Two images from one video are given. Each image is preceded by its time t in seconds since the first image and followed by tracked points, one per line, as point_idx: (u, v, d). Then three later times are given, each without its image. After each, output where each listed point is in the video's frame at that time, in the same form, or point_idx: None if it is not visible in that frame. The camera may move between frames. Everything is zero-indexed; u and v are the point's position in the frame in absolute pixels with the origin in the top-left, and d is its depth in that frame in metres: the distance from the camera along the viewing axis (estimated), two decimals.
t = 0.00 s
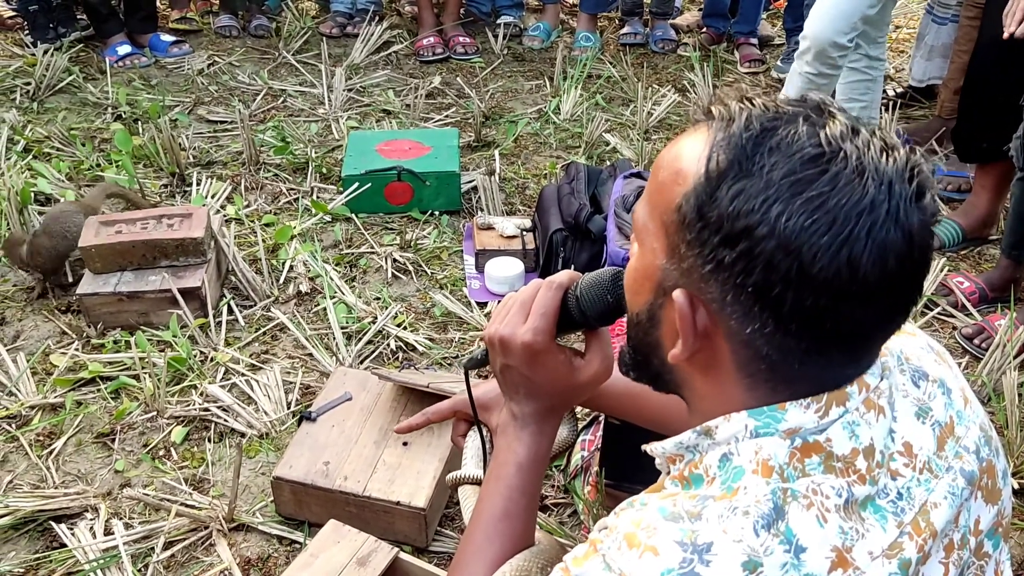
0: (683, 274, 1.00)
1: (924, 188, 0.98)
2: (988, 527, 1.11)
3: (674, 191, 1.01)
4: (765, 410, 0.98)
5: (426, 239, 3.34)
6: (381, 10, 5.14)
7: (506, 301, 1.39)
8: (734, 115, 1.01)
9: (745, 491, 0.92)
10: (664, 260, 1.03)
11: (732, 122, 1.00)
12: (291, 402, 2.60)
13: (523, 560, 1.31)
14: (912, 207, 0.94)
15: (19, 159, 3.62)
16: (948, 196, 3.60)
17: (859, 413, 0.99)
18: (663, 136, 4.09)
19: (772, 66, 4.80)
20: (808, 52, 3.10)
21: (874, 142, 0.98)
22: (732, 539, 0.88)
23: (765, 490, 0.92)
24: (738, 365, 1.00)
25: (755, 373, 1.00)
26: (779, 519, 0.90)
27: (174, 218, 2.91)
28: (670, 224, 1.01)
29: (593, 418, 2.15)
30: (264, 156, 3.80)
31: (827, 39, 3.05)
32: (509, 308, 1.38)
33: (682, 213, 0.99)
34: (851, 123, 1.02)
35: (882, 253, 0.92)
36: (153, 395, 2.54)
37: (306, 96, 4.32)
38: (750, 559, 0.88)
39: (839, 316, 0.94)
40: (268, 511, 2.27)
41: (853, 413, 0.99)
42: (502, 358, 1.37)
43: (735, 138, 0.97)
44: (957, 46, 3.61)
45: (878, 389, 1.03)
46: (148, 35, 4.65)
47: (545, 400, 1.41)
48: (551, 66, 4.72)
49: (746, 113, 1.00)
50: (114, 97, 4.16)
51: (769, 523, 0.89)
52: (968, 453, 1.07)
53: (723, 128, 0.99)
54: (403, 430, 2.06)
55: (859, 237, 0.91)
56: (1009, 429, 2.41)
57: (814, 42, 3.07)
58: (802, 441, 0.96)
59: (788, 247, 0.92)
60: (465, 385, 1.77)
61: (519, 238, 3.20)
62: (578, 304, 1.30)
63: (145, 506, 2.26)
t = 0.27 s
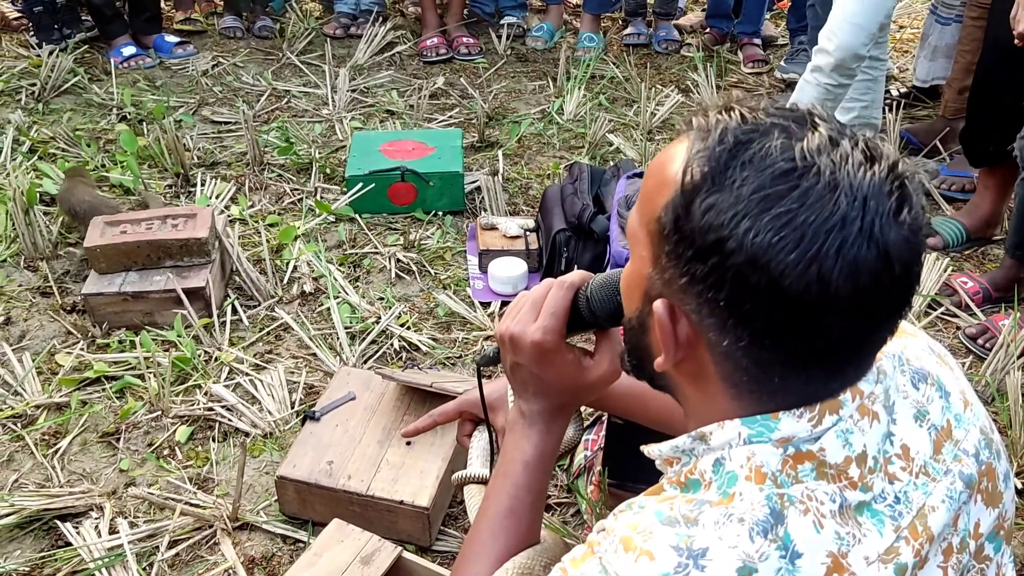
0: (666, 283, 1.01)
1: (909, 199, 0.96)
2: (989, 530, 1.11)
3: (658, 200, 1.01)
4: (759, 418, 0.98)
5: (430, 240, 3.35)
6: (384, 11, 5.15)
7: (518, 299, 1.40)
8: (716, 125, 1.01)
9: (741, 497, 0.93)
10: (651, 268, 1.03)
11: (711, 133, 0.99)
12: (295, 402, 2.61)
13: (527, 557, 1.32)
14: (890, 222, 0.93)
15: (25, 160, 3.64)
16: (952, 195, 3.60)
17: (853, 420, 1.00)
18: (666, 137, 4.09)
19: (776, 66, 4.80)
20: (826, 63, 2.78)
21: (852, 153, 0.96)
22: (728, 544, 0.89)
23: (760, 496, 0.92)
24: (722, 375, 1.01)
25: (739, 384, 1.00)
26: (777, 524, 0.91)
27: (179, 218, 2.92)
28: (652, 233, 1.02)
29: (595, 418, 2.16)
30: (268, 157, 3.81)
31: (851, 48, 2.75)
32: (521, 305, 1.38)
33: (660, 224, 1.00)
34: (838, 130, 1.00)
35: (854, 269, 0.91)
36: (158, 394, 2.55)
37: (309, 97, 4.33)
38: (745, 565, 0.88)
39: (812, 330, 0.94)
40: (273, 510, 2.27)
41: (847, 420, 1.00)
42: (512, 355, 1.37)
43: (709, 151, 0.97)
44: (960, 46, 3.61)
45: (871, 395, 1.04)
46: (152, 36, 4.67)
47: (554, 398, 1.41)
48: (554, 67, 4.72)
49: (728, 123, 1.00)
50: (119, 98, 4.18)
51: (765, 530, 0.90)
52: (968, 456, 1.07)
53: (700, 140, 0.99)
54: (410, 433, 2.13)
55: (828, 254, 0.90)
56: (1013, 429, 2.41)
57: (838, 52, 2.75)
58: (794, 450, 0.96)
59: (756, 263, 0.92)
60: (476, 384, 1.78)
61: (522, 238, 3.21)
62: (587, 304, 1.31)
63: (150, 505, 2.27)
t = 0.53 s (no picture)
0: (648, 296, 1.02)
1: (888, 215, 0.95)
2: (988, 535, 1.11)
3: (641, 213, 1.02)
4: (749, 428, 0.98)
5: (432, 240, 3.36)
6: (387, 12, 5.16)
7: (518, 298, 1.42)
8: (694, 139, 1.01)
9: (735, 505, 0.94)
10: (634, 279, 1.04)
11: (687, 149, 1.00)
12: (298, 401, 2.61)
13: (527, 556, 1.32)
14: (865, 241, 0.92)
15: (29, 160, 3.65)
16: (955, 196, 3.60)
17: (845, 428, 1.01)
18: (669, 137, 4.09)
19: (779, 67, 4.80)
20: (807, 56, 3.18)
21: (827, 170, 0.95)
22: (723, 552, 0.90)
23: (753, 505, 0.93)
24: (705, 390, 1.01)
25: (721, 398, 1.00)
26: (772, 531, 0.92)
27: (182, 218, 2.93)
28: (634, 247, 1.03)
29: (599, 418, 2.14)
30: (271, 158, 3.82)
31: (831, 43, 3.11)
32: (521, 304, 1.39)
33: (639, 239, 1.01)
34: (817, 144, 1.00)
35: (826, 289, 0.91)
36: (161, 394, 2.55)
37: (313, 98, 4.34)
38: (739, 572, 0.89)
39: (785, 350, 0.94)
40: (275, 509, 2.28)
41: (839, 429, 1.00)
42: (512, 354, 1.39)
43: (683, 169, 0.97)
44: (964, 47, 3.61)
45: (864, 402, 1.04)
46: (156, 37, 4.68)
47: (553, 396, 1.42)
48: (557, 67, 4.73)
49: (706, 137, 1.00)
50: (123, 99, 4.19)
51: (760, 537, 0.91)
52: (964, 460, 1.07)
53: (676, 157, 1.00)
54: (415, 434, 2.10)
55: (799, 274, 0.90)
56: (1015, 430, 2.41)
57: (819, 45, 3.14)
58: (785, 459, 0.97)
59: (727, 283, 0.92)
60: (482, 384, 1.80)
61: (525, 239, 3.21)
62: (587, 302, 1.30)
63: (153, 504, 2.27)
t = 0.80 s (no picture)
0: (638, 305, 1.02)
1: (874, 222, 0.93)
2: (987, 537, 1.12)
3: (630, 220, 1.03)
4: (745, 433, 0.99)
5: (435, 240, 3.36)
6: (390, 13, 5.17)
7: (522, 296, 1.43)
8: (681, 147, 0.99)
9: (732, 509, 0.94)
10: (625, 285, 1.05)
11: (671, 156, 0.99)
12: (300, 400, 2.62)
13: (527, 555, 1.32)
14: (848, 249, 0.91)
15: (32, 160, 3.66)
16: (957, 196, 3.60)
17: (841, 432, 1.00)
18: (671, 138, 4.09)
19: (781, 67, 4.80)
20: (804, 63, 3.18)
21: (811, 177, 0.93)
22: (719, 556, 0.91)
23: (750, 510, 0.94)
24: (694, 395, 1.01)
25: (709, 404, 1.00)
26: (768, 536, 0.92)
27: (185, 218, 2.94)
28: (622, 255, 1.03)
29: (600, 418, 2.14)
30: (274, 157, 3.82)
31: (828, 47, 3.11)
32: (523, 302, 1.41)
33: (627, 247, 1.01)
34: (803, 150, 0.98)
35: (808, 298, 0.91)
36: (164, 393, 2.56)
37: (315, 98, 4.34)
38: None
39: (767, 358, 0.94)
40: (277, 508, 2.28)
41: (835, 433, 1.00)
42: (515, 352, 1.41)
43: (667, 178, 0.96)
44: (966, 48, 3.61)
45: (861, 406, 1.04)
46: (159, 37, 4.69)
47: (555, 394, 1.43)
48: (559, 67, 4.73)
49: (692, 146, 0.99)
50: (126, 99, 4.20)
51: (756, 542, 0.91)
52: (962, 463, 1.08)
53: (660, 166, 0.99)
54: (420, 434, 2.10)
55: (779, 284, 0.90)
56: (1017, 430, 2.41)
57: (815, 50, 3.13)
58: (781, 464, 0.97)
59: (709, 293, 0.92)
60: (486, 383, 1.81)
61: (526, 238, 3.21)
62: (588, 300, 1.30)
63: (156, 503, 2.28)
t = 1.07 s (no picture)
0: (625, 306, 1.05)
1: (855, 232, 0.94)
2: (984, 538, 1.12)
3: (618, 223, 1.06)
4: (738, 438, 0.99)
5: (435, 239, 3.36)
6: (391, 12, 5.17)
7: (525, 296, 1.44)
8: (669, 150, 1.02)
9: (727, 513, 0.95)
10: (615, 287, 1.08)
11: (658, 161, 1.02)
12: (301, 400, 2.62)
13: (527, 554, 1.33)
14: (827, 257, 0.92)
15: (33, 159, 3.67)
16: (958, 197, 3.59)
17: (835, 435, 1.00)
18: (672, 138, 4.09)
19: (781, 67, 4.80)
20: (794, 58, 3.20)
21: (792, 185, 0.95)
22: (714, 560, 0.91)
23: (744, 513, 0.95)
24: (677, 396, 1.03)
25: (691, 406, 1.02)
26: (763, 540, 0.93)
27: (185, 217, 2.94)
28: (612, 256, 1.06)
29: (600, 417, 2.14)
30: (274, 157, 3.82)
31: (815, 42, 3.12)
32: (527, 301, 1.42)
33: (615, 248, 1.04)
34: (791, 158, 1.00)
35: (784, 304, 0.92)
36: (164, 393, 2.56)
37: (316, 97, 4.35)
38: None
39: (744, 362, 0.96)
40: (277, 507, 2.29)
41: (829, 436, 1.00)
42: (517, 351, 1.40)
43: (651, 182, 1.00)
44: (966, 48, 3.61)
45: (854, 408, 1.03)
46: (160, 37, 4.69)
47: (558, 393, 1.43)
48: (560, 68, 4.73)
49: (678, 150, 1.02)
50: (127, 98, 4.20)
51: (751, 546, 0.92)
52: (957, 464, 1.08)
53: (647, 169, 1.02)
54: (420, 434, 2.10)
55: (754, 290, 0.92)
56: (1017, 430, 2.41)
57: (804, 46, 3.15)
58: (773, 467, 0.98)
59: (686, 296, 0.95)
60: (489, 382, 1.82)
61: (527, 238, 3.21)
62: (591, 301, 1.30)
63: (155, 502, 2.28)
